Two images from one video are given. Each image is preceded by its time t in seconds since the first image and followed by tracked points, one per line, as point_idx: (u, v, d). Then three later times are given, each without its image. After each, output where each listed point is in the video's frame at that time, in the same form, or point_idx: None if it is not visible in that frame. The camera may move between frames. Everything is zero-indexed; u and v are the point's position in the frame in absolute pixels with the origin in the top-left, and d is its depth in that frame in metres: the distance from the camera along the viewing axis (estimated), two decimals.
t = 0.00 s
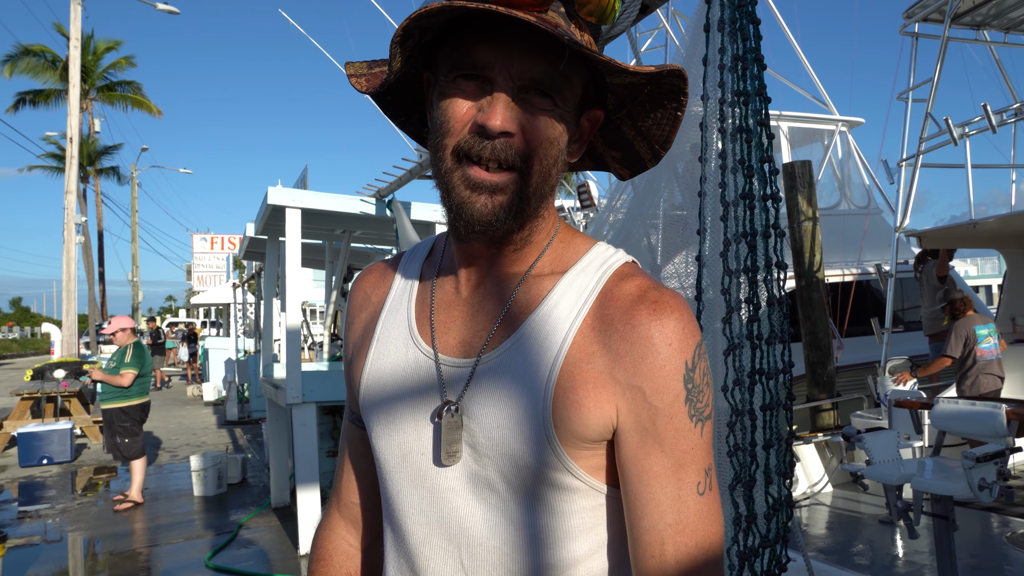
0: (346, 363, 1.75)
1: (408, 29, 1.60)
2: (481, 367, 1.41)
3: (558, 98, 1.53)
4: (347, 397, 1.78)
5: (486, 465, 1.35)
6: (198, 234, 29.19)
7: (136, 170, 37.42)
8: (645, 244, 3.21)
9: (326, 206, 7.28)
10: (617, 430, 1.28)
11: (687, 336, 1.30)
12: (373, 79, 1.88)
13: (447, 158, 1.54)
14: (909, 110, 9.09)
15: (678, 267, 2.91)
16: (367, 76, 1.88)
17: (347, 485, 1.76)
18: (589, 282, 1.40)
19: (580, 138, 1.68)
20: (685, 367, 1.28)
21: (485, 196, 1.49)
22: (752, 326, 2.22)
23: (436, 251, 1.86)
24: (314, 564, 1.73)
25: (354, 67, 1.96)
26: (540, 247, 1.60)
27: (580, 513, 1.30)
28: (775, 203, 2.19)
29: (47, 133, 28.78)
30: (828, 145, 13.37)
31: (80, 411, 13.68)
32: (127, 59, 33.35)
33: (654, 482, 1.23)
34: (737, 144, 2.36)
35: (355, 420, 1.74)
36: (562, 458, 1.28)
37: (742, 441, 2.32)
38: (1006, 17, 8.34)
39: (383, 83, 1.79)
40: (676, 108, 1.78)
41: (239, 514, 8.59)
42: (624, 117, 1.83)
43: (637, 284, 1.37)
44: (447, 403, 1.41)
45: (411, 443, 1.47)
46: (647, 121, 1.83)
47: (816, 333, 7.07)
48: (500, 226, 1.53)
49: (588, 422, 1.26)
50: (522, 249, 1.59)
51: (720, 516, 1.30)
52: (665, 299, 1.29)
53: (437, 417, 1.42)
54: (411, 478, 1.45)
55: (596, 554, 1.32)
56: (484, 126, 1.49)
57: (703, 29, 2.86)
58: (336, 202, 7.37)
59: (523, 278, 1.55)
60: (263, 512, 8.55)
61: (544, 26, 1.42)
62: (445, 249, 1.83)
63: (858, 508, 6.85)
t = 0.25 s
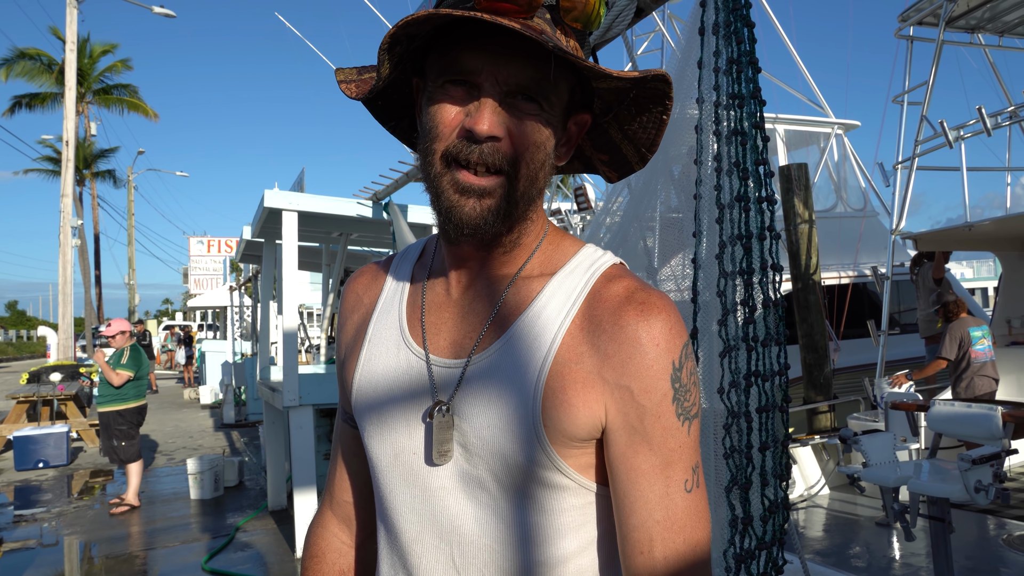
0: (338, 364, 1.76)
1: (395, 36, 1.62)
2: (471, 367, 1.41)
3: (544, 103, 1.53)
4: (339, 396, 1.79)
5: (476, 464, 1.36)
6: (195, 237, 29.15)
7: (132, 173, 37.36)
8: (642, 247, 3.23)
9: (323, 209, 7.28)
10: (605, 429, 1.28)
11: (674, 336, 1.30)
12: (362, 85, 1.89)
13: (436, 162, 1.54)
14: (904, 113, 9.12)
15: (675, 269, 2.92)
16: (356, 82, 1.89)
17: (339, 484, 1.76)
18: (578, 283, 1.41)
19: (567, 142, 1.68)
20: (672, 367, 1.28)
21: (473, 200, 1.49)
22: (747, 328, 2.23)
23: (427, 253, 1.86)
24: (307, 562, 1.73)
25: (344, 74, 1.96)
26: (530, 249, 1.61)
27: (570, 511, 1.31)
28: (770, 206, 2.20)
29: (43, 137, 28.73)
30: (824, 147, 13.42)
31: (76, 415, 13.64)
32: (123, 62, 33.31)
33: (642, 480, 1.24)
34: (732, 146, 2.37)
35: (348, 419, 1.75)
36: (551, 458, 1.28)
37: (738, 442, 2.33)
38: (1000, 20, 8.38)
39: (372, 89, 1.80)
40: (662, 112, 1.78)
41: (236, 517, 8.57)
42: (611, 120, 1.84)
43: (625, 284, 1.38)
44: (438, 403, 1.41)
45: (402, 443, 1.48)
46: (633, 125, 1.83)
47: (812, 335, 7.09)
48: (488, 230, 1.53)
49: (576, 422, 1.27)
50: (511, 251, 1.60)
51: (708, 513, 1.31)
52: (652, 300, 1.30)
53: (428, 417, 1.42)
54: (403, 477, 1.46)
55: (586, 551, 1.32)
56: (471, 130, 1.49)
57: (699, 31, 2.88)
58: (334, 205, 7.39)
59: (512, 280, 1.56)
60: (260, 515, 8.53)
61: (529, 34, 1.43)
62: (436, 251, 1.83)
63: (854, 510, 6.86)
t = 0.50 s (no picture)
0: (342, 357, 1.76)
1: (365, 43, 1.69)
2: (466, 365, 1.41)
3: (518, 103, 1.51)
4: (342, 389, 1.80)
5: (470, 461, 1.36)
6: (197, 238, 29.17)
7: (134, 174, 37.40)
8: (645, 248, 3.23)
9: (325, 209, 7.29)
10: (597, 430, 1.28)
11: (668, 339, 1.30)
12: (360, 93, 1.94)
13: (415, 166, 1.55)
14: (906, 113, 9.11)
15: (678, 269, 2.91)
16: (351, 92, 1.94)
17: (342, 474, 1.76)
18: (574, 284, 1.40)
19: (563, 143, 1.65)
20: (665, 369, 1.28)
21: (446, 201, 1.49)
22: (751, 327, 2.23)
23: (430, 251, 1.86)
24: (307, 550, 1.73)
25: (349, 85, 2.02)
26: (528, 249, 1.61)
27: (563, 509, 1.31)
28: (773, 205, 2.20)
29: (45, 138, 28.75)
30: (826, 148, 13.39)
31: (79, 415, 13.66)
32: (125, 63, 33.37)
33: (633, 480, 1.23)
34: (735, 145, 2.37)
35: (349, 412, 1.75)
36: (544, 456, 1.28)
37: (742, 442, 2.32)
38: (1003, 21, 8.37)
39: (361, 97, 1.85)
40: (649, 107, 1.72)
41: (238, 517, 8.58)
42: (605, 119, 1.80)
43: (620, 287, 1.37)
44: (433, 399, 1.41)
45: (398, 438, 1.47)
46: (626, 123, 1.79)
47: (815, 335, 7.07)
48: (467, 230, 1.52)
49: (570, 421, 1.27)
50: (506, 250, 1.60)
51: (698, 515, 1.31)
52: (646, 303, 1.30)
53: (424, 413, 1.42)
54: (398, 472, 1.46)
55: (577, 549, 1.32)
56: (442, 131, 1.49)
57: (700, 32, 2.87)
58: (335, 205, 7.39)
59: (510, 279, 1.56)
60: (262, 515, 8.53)
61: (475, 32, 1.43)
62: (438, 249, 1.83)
63: (857, 511, 6.84)
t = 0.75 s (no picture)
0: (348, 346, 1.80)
1: (343, 49, 1.84)
2: (450, 358, 1.43)
3: (460, 97, 1.48)
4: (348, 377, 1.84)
5: (452, 452, 1.37)
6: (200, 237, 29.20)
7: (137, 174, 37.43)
8: (648, 247, 3.22)
9: (327, 208, 7.30)
10: (578, 428, 1.28)
11: (652, 339, 1.29)
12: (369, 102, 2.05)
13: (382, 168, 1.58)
14: (910, 111, 9.08)
15: (681, 268, 2.91)
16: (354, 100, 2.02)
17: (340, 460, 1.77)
18: (561, 282, 1.40)
19: (538, 142, 1.57)
20: (647, 369, 1.28)
21: (402, 204, 1.51)
22: (755, 325, 2.23)
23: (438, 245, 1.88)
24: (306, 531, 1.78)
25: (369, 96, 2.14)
26: (520, 246, 1.60)
27: (542, 504, 1.31)
28: (777, 202, 2.19)
29: (48, 137, 28.78)
30: (830, 146, 13.37)
31: (83, 414, 13.69)
32: (128, 62, 33.39)
33: (613, 480, 1.23)
34: (738, 143, 2.37)
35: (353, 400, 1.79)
36: (522, 450, 1.29)
37: (745, 440, 2.31)
38: (1007, 18, 8.34)
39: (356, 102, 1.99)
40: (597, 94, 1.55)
41: (241, 515, 8.59)
42: (586, 119, 1.65)
43: (606, 286, 1.36)
44: (419, 390, 1.43)
45: (389, 428, 1.50)
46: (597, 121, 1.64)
47: (818, 334, 7.04)
48: (423, 230, 1.52)
49: (551, 418, 1.27)
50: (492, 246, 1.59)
51: (682, 518, 1.30)
52: (630, 303, 1.29)
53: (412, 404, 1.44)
54: (387, 462, 1.49)
55: (555, 544, 1.32)
56: (391, 131, 1.52)
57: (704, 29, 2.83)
58: (337, 204, 7.39)
59: (501, 274, 1.57)
60: (265, 513, 8.55)
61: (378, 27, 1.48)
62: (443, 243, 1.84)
63: (861, 509, 6.84)
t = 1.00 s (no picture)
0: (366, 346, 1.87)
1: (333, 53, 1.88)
2: (439, 352, 1.46)
3: (425, 90, 1.50)
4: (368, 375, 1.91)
5: (439, 447, 1.38)
6: (201, 235, 29.20)
7: (138, 172, 37.44)
8: (649, 243, 3.22)
9: (327, 205, 7.30)
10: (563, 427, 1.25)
11: (638, 336, 1.25)
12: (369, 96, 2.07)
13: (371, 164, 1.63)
14: (911, 109, 9.06)
15: (682, 264, 2.91)
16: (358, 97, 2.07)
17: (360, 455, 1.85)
18: (546, 278, 1.38)
19: (514, 132, 1.53)
20: (631, 367, 1.23)
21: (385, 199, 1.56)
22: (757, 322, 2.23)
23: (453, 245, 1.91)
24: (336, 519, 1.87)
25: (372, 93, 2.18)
26: (516, 240, 1.59)
27: (528, 499, 1.31)
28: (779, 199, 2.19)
29: (49, 135, 28.77)
30: (831, 144, 13.35)
31: (84, 411, 13.71)
32: (128, 59, 33.36)
33: (600, 481, 1.19)
34: (740, 139, 2.37)
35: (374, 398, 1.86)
36: (504, 444, 1.30)
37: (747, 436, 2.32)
38: (1009, 15, 8.33)
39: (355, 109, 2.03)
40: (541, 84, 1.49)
41: (243, 512, 8.60)
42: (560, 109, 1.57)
43: (592, 282, 1.32)
44: (410, 383, 1.46)
45: (387, 425, 1.54)
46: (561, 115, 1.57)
47: (819, 331, 7.04)
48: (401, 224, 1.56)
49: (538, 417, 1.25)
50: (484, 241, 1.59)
51: (677, 519, 1.25)
52: (612, 299, 1.25)
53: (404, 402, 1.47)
54: (385, 457, 1.52)
55: (543, 539, 1.32)
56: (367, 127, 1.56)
57: (705, 26, 2.83)
58: (337, 201, 7.39)
59: (493, 269, 1.57)
60: (266, 510, 8.57)
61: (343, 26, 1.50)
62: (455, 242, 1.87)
63: (861, 506, 6.85)
